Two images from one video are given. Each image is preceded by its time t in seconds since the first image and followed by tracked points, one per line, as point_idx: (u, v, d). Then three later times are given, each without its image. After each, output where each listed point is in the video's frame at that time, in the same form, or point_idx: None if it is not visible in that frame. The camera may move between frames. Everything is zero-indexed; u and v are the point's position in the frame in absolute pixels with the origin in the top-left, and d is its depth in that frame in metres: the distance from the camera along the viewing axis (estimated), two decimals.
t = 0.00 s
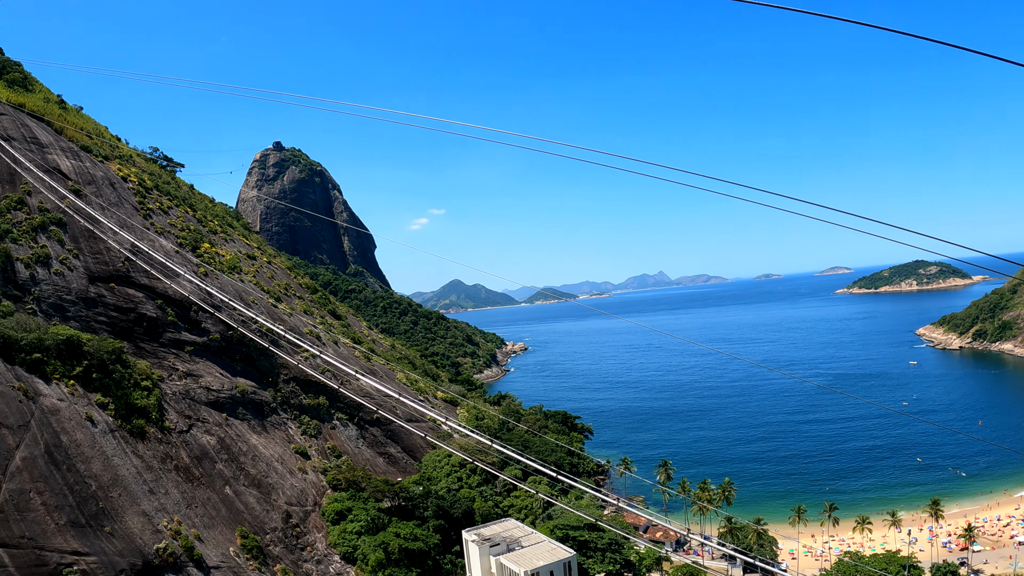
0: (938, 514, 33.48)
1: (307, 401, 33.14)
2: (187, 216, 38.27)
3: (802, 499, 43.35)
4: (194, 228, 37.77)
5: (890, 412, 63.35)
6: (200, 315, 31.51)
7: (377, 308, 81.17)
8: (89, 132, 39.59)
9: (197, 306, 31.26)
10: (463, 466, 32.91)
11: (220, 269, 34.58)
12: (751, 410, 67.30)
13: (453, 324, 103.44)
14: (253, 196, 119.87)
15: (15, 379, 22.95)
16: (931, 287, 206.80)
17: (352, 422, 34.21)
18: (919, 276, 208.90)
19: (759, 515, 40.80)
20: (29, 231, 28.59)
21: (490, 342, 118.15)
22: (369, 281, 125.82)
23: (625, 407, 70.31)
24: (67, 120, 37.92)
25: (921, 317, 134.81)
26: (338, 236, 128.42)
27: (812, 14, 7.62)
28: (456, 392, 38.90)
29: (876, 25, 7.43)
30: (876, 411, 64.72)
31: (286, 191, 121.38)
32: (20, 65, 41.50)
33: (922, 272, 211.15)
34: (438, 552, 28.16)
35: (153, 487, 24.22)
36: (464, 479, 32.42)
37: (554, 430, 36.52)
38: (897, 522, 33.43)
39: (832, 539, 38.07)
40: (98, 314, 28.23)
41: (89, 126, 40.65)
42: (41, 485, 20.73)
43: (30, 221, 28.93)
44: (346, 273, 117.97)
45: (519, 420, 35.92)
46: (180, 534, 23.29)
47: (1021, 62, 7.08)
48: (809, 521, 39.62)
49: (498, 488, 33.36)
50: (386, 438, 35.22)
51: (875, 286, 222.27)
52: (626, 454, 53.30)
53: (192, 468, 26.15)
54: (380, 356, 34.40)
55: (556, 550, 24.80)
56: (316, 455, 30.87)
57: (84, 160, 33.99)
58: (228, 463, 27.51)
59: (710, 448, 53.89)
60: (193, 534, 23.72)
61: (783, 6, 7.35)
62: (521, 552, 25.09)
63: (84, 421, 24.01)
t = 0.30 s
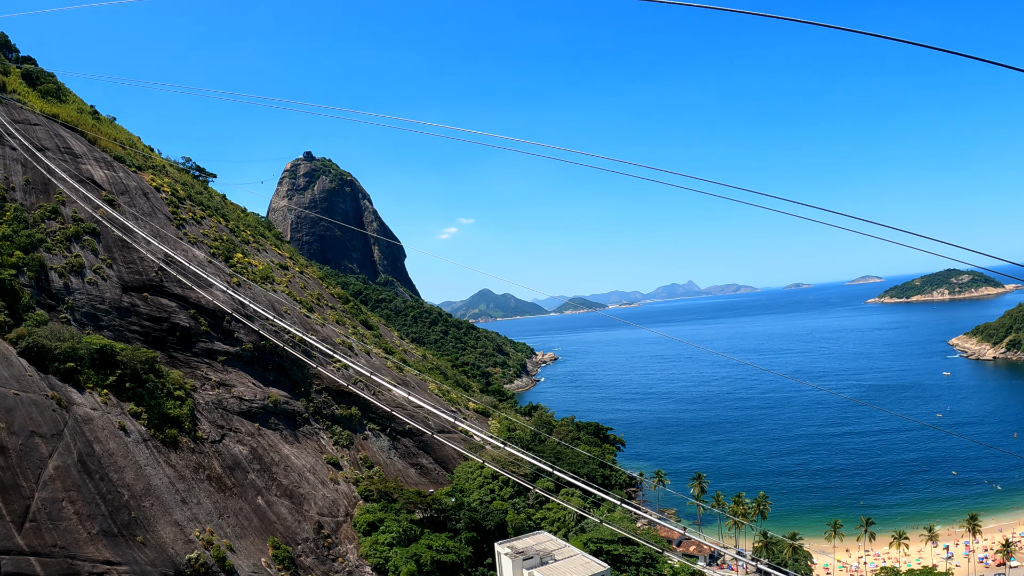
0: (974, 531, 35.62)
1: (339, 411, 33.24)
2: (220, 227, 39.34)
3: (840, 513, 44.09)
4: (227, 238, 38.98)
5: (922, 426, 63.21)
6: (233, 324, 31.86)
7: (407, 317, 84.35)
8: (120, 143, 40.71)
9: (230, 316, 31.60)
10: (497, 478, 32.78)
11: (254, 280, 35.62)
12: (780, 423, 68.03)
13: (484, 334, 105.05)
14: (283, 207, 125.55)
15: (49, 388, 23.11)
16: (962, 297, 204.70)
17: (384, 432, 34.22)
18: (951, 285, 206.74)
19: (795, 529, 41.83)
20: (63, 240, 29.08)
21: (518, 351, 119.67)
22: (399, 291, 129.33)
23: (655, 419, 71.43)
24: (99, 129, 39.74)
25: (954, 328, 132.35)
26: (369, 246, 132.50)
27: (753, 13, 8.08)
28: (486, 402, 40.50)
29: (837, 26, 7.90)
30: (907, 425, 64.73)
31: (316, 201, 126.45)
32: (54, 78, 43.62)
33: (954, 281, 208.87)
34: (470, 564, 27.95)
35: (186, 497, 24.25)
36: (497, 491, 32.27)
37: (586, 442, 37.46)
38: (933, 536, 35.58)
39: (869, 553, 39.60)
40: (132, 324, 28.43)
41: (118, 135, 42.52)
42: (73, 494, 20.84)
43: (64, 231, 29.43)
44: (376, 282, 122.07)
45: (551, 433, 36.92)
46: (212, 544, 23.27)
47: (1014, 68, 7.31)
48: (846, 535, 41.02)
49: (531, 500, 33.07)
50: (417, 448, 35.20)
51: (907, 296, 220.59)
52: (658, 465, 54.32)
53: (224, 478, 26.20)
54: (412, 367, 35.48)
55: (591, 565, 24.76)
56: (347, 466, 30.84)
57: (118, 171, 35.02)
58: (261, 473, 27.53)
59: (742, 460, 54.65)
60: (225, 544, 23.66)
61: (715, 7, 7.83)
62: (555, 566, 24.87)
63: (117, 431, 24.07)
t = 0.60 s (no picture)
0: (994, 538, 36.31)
1: (355, 418, 33.32)
2: (236, 231, 39.61)
3: (859, 522, 44.06)
4: (243, 244, 39.16)
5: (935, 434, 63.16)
6: (249, 330, 31.91)
7: (421, 323, 85.06)
8: (135, 148, 41.14)
9: (246, 322, 31.66)
10: (513, 485, 32.82)
11: (271, 285, 35.55)
12: (795, 430, 68.08)
13: (498, 339, 105.41)
14: (297, 211, 127.70)
15: (65, 394, 23.13)
16: (978, 301, 202.43)
17: (400, 439, 34.27)
18: (965, 290, 205.18)
19: (814, 538, 41.90)
20: (79, 245, 29.12)
21: (533, 356, 120.18)
22: (413, 295, 130.53)
23: (671, 425, 71.62)
24: (114, 133, 40.41)
25: (972, 334, 130.82)
26: (383, 250, 133.97)
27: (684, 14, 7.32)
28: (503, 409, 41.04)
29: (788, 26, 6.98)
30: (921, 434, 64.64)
31: (330, 204, 128.33)
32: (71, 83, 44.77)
33: (969, 286, 205.84)
34: (488, 573, 27.81)
35: (202, 504, 24.16)
36: (514, 498, 32.26)
37: (601, 449, 37.88)
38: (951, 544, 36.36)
39: (888, 562, 39.69)
40: (148, 329, 28.44)
41: (136, 141, 43.04)
42: (89, 501, 20.88)
43: (80, 236, 29.46)
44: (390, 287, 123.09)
45: (568, 440, 37.57)
46: (228, 552, 23.24)
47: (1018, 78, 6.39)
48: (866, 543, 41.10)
49: (548, 507, 33.15)
50: (434, 455, 35.20)
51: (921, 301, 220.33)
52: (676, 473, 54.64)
53: (241, 484, 26.13)
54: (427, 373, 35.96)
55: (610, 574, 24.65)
56: (363, 473, 30.81)
57: (133, 176, 35.36)
58: (277, 480, 27.45)
59: (759, 468, 54.88)
60: (241, 552, 23.59)
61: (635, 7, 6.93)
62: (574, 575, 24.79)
63: (133, 437, 24.00)
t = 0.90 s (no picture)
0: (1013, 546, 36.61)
1: (370, 424, 33.42)
2: (251, 237, 40.10)
3: (877, 532, 43.91)
4: (257, 249, 39.51)
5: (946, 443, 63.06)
6: (264, 336, 32.06)
7: (435, 327, 85.67)
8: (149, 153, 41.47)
9: (261, 328, 31.75)
10: (528, 493, 33.01)
11: (284, 289, 35.83)
12: (809, 438, 67.95)
13: (511, 344, 105.64)
14: (311, 216, 128.96)
15: (80, 400, 23.09)
16: (991, 307, 197.62)
17: (415, 446, 34.35)
18: (980, 295, 203.30)
19: (832, 547, 41.89)
20: (94, 250, 29.11)
21: (546, 362, 120.22)
22: (426, 300, 131.12)
23: (686, 433, 71.80)
24: (129, 138, 40.82)
25: (989, 340, 129.07)
26: (396, 255, 134.63)
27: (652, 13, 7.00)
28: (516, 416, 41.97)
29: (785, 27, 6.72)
30: (934, 442, 64.34)
31: (344, 210, 128.84)
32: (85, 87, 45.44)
33: (984, 291, 202.13)
34: None
35: (217, 511, 24.04)
36: (529, 505, 32.40)
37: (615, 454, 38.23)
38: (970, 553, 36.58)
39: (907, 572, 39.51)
40: (163, 335, 28.41)
41: (150, 146, 43.36)
42: (104, 508, 20.83)
43: (95, 241, 29.47)
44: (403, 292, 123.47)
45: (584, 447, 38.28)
46: (243, 559, 23.16)
47: (1013, 76, 6.19)
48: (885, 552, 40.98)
49: (564, 515, 33.12)
50: (449, 462, 35.35)
51: (936, 306, 219.48)
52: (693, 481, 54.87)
53: (256, 491, 26.04)
54: (442, 380, 36.54)
55: None
56: (379, 479, 30.78)
57: (149, 181, 35.61)
58: (292, 487, 27.34)
59: (775, 476, 55.01)
60: (256, 559, 23.50)
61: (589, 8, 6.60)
62: None
63: (149, 444, 23.94)
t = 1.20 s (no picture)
0: None
1: (384, 431, 33.42)
2: (265, 243, 40.68)
3: (894, 541, 43.83)
4: (271, 254, 39.88)
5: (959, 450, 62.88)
6: (278, 342, 31.98)
7: (447, 334, 86.79)
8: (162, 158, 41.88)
9: (275, 334, 31.80)
10: (544, 500, 32.65)
11: (299, 296, 36.35)
12: (821, 446, 67.94)
13: (523, 349, 105.89)
14: (322, 221, 129.66)
15: (93, 407, 22.97)
16: (1004, 313, 196.43)
17: (429, 453, 34.38)
18: (992, 301, 201.95)
19: (849, 557, 41.94)
20: (107, 256, 29.10)
21: (557, 367, 120.53)
22: (438, 306, 131.78)
23: (699, 440, 72.05)
24: (143, 144, 41.38)
25: (1003, 346, 128.34)
26: (407, 261, 135.42)
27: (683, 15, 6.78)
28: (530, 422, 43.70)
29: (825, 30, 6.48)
30: (947, 450, 64.19)
31: (355, 215, 129.58)
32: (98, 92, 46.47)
33: (997, 296, 200.94)
34: None
35: (231, 519, 23.91)
36: (543, 514, 32.03)
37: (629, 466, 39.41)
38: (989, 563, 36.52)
39: None
40: (176, 341, 28.40)
41: (163, 152, 43.90)
42: (117, 516, 20.67)
43: (108, 246, 29.47)
44: (414, 297, 123.96)
45: (598, 455, 39.72)
46: (257, 568, 23.00)
47: None
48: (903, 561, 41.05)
49: (578, 523, 32.92)
50: (463, 470, 35.33)
51: (948, 312, 218.34)
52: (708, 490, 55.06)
53: (270, 499, 25.90)
54: (455, 387, 37.81)
55: None
56: (392, 487, 30.73)
57: (162, 187, 35.89)
58: (306, 494, 27.20)
59: (789, 486, 55.10)
60: (269, 568, 23.35)
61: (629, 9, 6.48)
62: None
63: (162, 451, 23.83)
